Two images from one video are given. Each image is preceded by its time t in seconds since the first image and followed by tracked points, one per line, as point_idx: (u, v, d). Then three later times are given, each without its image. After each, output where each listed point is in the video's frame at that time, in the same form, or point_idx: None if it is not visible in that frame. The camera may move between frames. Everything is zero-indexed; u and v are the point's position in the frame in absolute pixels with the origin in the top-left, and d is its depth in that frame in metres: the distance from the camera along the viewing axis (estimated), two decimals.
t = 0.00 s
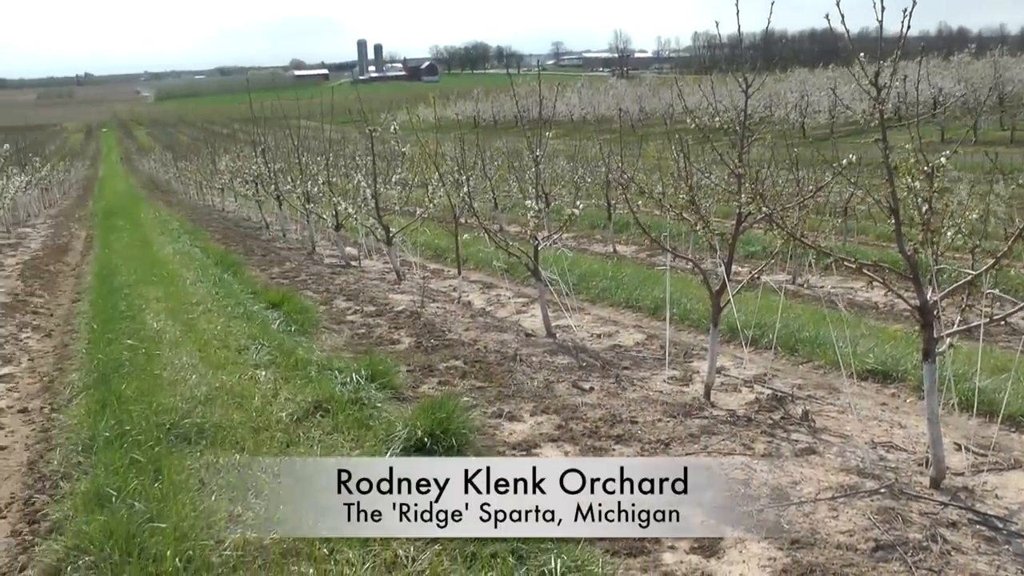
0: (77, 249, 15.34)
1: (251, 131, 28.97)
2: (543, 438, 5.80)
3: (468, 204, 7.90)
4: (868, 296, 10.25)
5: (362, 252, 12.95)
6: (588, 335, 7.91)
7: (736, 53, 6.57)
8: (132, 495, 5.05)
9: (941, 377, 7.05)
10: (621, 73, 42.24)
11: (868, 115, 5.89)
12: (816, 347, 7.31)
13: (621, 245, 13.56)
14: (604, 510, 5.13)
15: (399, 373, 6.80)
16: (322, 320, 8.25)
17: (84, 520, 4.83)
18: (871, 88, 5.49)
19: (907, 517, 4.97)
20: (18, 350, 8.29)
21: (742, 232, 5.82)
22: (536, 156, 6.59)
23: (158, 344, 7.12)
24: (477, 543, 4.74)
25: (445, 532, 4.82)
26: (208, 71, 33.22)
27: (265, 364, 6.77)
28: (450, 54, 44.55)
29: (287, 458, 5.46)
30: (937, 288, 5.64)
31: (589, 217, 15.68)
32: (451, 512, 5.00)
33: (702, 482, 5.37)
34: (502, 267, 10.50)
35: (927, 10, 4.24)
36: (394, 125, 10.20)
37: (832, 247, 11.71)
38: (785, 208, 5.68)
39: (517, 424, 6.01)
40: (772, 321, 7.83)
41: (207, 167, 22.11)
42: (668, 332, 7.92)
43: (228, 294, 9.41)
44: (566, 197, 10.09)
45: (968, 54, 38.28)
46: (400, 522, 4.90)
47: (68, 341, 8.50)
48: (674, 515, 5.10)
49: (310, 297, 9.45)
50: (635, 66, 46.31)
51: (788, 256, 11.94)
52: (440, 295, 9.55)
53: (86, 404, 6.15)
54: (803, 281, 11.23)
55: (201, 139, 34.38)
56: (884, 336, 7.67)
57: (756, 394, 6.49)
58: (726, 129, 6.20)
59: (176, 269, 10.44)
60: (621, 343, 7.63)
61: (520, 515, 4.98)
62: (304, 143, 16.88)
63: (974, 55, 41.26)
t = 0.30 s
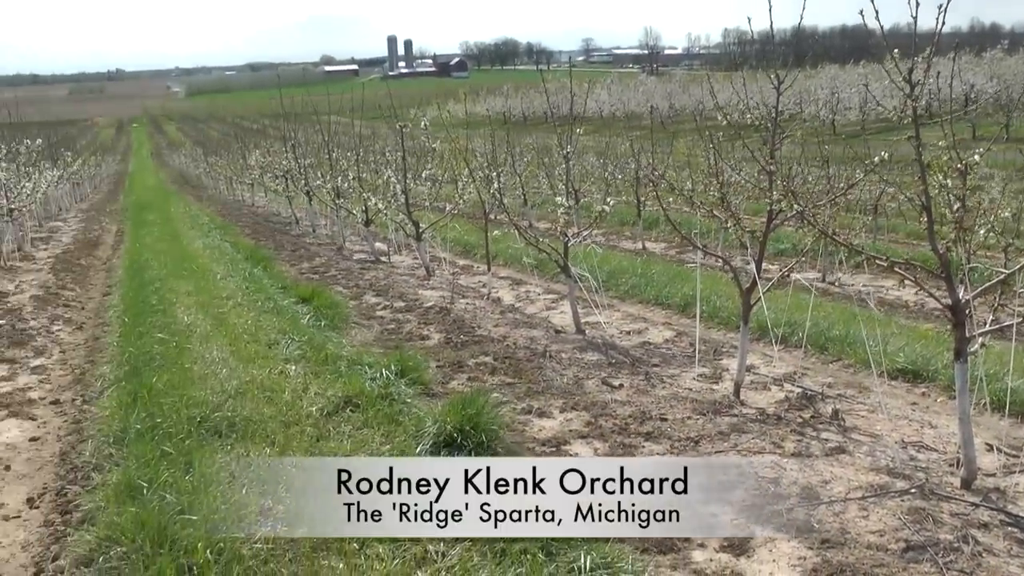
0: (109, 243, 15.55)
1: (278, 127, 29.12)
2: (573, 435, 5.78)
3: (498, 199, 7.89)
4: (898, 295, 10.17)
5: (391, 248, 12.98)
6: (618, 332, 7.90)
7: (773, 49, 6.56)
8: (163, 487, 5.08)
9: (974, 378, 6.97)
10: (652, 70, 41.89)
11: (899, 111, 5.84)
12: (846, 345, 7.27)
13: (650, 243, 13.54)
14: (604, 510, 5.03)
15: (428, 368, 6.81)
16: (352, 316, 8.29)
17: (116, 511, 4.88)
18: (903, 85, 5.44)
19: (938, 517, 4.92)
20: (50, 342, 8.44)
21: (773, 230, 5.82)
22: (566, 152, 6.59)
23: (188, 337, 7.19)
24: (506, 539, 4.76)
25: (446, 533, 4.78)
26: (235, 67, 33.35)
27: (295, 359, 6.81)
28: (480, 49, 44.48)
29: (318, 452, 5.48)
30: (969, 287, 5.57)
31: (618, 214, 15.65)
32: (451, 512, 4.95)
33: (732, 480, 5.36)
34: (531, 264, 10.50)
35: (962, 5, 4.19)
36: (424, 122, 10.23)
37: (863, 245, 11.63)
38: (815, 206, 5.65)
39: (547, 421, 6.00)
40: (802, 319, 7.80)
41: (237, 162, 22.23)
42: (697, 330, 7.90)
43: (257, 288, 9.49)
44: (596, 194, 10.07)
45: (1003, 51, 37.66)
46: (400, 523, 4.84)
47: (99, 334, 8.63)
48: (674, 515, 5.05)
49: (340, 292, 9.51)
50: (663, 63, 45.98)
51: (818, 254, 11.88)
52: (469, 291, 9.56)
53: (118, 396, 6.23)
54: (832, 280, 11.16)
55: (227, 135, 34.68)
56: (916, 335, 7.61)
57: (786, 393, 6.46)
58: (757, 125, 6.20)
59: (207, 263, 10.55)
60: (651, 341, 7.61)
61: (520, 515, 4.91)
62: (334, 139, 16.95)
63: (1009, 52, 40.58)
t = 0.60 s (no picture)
0: (134, 241, 15.68)
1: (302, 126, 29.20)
2: (598, 437, 5.78)
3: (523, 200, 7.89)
4: (923, 301, 10.11)
5: (416, 248, 12.99)
6: (642, 335, 7.89)
7: (806, 53, 6.55)
8: (189, 484, 5.10)
9: (1001, 385, 6.91)
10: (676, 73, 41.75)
11: (927, 116, 5.79)
12: (872, 351, 7.24)
13: (675, 246, 13.51)
14: (604, 510, 5.02)
15: (453, 369, 6.81)
16: (377, 316, 8.32)
17: (143, 507, 4.90)
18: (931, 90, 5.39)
19: (964, 525, 4.87)
20: (76, 339, 8.52)
21: (799, 234, 5.84)
22: (594, 153, 6.59)
23: (214, 336, 7.22)
24: (532, 540, 4.71)
25: (445, 532, 4.78)
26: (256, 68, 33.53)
27: (320, 358, 6.83)
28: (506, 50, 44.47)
29: (345, 452, 5.48)
30: (997, 292, 5.51)
31: (643, 217, 15.62)
32: (451, 512, 4.95)
33: (757, 484, 5.33)
34: (555, 266, 10.49)
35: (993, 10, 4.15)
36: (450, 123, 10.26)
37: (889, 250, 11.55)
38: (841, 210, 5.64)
39: (572, 422, 6.00)
40: (827, 324, 7.78)
41: (262, 162, 22.30)
42: (722, 333, 7.89)
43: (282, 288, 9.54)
44: (621, 196, 10.05)
45: None
46: (400, 522, 4.85)
47: (125, 331, 8.71)
48: (674, 515, 5.05)
49: (365, 292, 9.54)
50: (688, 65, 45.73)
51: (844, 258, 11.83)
52: (494, 293, 9.56)
53: (145, 393, 6.27)
54: (856, 284, 11.10)
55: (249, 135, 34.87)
56: (942, 342, 7.56)
57: (811, 397, 6.44)
58: (784, 129, 6.20)
59: (232, 262, 10.61)
60: (675, 344, 7.60)
61: (520, 515, 4.91)
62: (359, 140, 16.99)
63: None
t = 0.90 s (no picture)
0: (159, 242, 15.81)
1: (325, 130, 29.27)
2: (621, 443, 5.77)
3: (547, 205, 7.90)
4: (948, 310, 10.04)
5: (439, 253, 12.99)
6: (665, 341, 7.88)
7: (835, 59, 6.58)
8: (214, 485, 5.13)
9: None
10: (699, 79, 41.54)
11: (953, 123, 5.74)
12: (895, 360, 7.21)
13: (698, 252, 13.46)
14: (604, 510, 5.03)
15: (477, 373, 6.81)
16: (401, 319, 8.34)
17: (168, 507, 4.94)
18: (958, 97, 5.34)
19: (989, 536, 4.80)
20: (102, 338, 8.61)
21: (824, 241, 5.86)
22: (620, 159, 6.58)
23: (238, 337, 7.26)
24: (554, 546, 4.66)
25: (445, 533, 4.77)
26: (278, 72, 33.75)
27: (344, 361, 6.86)
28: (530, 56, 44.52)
29: (369, 455, 5.46)
30: None
31: (668, 223, 15.59)
32: (451, 512, 4.95)
33: (780, 492, 5.29)
34: (578, 271, 10.48)
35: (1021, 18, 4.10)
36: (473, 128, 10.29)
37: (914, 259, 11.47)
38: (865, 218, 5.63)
39: (595, 428, 5.99)
40: (851, 333, 7.77)
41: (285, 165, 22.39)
42: (745, 341, 7.88)
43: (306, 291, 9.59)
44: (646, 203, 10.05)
45: None
46: (400, 523, 4.86)
47: (149, 331, 8.78)
48: (674, 515, 5.08)
49: (388, 296, 9.57)
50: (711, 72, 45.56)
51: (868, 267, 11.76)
52: (517, 298, 9.57)
53: (169, 393, 6.33)
54: (879, 293, 11.04)
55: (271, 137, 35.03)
56: (968, 352, 7.51)
57: (834, 406, 6.43)
58: (810, 136, 6.20)
59: (257, 265, 10.68)
60: (698, 350, 7.59)
61: (520, 515, 4.93)
62: (384, 143, 17.01)
63: None
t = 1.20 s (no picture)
0: (189, 244, 15.93)
1: (353, 132, 29.37)
2: (650, 449, 5.78)
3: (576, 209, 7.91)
4: (979, 319, 9.96)
5: (468, 256, 13.02)
6: (694, 347, 7.88)
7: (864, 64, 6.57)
8: (245, 485, 5.20)
9: None
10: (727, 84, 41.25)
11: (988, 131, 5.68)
12: (925, 370, 7.18)
13: (727, 259, 13.41)
14: (604, 509, 5.03)
15: (506, 377, 6.82)
16: (430, 323, 8.37)
17: (199, 506, 5.01)
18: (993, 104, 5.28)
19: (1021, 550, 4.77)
20: (132, 338, 8.69)
21: (855, 249, 5.86)
22: (651, 164, 6.59)
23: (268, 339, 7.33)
24: (584, 552, 4.63)
25: (445, 532, 4.82)
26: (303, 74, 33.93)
27: (373, 364, 6.89)
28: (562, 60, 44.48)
29: (398, 458, 5.46)
30: None
31: (697, 228, 15.55)
32: (452, 512, 4.98)
33: (810, 501, 5.27)
34: (607, 276, 10.50)
35: None
36: (502, 132, 10.33)
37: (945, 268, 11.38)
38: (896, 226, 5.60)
39: (624, 433, 6.00)
40: (881, 341, 7.74)
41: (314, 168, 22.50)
42: (774, 347, 7.87)
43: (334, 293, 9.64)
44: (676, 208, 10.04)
45: None
46: (400, 522, 4.89)
47: (179, 331, 8.88)
48: (674, 515, 5.08)
49: (418, 299, 9.62)
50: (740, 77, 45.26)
51: (899, 275, 11.66)
52: (546, 302, 9.59)
53: (200, 393, 6.41)
54: (908, 301, 10.97)
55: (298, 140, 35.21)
56: (1001, 363, 7.45)
57: (863, 415, 6.41)
58: (842, 142, 6.18)
59: (286, 267, 10.77)
60: (727, 357, 7.59)
61: (520, 515, 4.97)
62: (413, 147, 17.06)
63: None
